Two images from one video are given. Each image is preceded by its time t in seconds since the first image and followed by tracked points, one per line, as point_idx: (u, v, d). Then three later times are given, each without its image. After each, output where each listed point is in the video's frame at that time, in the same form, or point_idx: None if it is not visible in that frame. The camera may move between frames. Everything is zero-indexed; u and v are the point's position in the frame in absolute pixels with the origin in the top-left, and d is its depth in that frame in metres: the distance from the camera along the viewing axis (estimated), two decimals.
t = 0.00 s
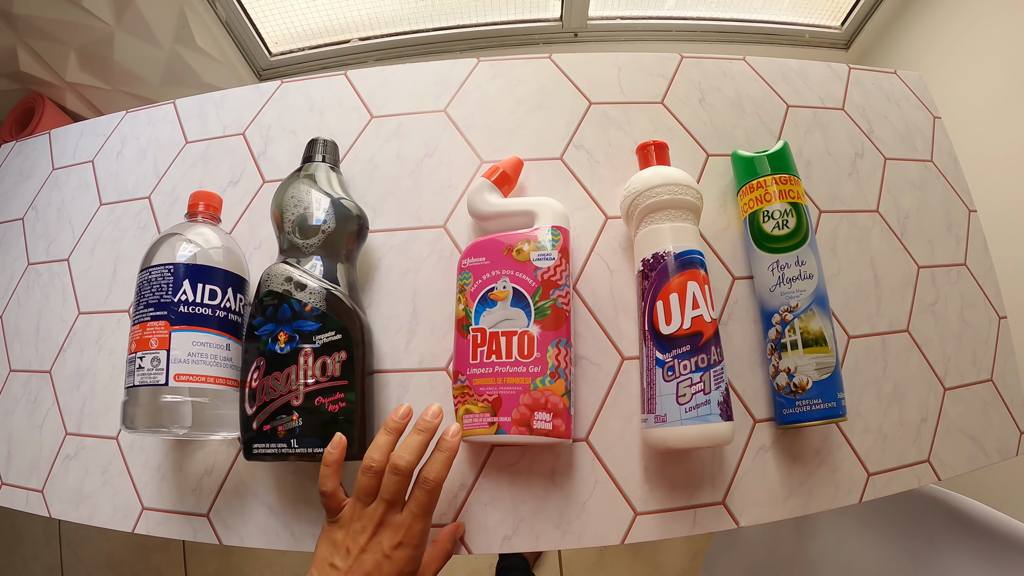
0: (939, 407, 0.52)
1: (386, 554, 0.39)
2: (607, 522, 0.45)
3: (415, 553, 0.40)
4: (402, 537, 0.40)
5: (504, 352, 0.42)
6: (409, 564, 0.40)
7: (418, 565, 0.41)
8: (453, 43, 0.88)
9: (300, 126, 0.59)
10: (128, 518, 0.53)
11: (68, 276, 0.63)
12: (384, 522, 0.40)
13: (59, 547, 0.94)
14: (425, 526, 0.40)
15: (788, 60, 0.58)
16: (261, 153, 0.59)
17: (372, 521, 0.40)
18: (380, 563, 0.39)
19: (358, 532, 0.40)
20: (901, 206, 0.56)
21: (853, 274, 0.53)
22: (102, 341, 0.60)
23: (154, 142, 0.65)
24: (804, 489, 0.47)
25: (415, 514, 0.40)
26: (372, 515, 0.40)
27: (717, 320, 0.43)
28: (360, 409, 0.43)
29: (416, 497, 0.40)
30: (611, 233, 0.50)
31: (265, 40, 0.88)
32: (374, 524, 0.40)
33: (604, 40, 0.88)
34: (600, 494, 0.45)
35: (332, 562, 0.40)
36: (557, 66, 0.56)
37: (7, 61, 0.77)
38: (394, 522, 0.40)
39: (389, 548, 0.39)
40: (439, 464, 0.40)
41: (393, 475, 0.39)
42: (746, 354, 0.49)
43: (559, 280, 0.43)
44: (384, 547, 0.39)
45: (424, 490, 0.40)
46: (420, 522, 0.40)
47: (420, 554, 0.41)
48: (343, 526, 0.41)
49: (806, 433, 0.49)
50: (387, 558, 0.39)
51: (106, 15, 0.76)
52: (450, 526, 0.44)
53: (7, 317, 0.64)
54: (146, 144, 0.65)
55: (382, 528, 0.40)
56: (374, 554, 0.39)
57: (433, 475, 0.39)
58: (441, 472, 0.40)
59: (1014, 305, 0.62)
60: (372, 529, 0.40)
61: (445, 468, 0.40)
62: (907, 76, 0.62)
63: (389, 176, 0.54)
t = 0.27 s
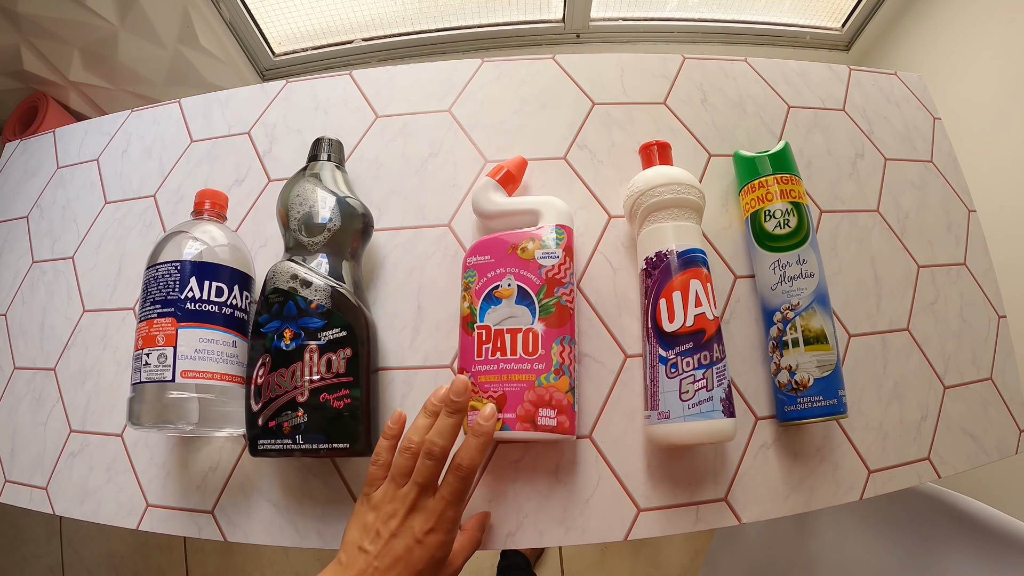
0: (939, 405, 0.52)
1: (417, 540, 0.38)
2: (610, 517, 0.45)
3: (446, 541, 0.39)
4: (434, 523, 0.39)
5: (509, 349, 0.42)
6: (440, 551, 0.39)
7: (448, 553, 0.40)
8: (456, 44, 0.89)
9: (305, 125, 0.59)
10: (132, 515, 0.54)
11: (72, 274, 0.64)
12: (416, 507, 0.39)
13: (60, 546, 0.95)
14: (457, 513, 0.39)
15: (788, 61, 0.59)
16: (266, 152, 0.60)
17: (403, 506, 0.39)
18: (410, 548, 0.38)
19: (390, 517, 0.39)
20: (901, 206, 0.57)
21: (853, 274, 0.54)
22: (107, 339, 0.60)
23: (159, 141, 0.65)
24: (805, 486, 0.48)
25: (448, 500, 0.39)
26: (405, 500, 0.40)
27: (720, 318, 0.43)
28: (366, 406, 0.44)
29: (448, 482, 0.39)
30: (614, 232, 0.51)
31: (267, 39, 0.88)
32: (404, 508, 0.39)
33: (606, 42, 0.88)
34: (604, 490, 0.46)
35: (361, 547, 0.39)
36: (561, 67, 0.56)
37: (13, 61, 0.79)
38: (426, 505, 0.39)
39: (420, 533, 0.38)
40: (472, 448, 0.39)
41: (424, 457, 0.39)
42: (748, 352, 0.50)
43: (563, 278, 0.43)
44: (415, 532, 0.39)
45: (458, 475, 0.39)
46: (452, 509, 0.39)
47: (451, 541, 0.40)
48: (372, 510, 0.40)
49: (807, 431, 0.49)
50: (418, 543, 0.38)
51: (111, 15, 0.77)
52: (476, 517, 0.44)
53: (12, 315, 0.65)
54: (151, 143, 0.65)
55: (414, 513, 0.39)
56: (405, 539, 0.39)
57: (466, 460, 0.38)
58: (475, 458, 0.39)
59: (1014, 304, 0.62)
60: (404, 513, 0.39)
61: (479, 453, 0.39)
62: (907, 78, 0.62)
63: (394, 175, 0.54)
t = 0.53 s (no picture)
0: (940, 406, 0.52)
1: (439, 520, 0.38)
2: (613, 518, 0.45)
3: (466, 520, 0.39)
4: (456, 503, 0.39)
5: (512, 351, 0.42)
6: (460, 530, 0.39)
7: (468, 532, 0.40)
8: (459, 45, 0.89)
9: (309, 127, 0.59)
10: (134, 516, 0.54)
11: (75, 275, 0.64)
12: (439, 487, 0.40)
13: (60, 546, 0.95)
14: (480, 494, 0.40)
15: (791, 63, 0.59)
16: (269, 153, 0.60)
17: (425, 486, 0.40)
18: (432, 528, 0.38)
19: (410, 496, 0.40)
20: (903, 208, 0.57)
21: (855, 276, 0.54)
22: (109, 339, 0.60)
23: (162, 142, 0.65)
24: (807, 487, 0.48)
25: (474, 482, 0.39)
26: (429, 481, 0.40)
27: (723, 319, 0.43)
28: (369, 407, 0.44)
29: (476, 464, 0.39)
30: (617, 233, 0.51)
31: (270, 40, 0.89)
32: (425, 486, 0.39)
33: (608, 43, 0.89)
34: (606, 491, 0.46)
35: (381, 527, 0.39)
36: (564, 69, 0.57)
37: (14, 61, 0.79)
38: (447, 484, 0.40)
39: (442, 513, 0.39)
40: (506, 437, 0.39)
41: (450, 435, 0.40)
42: (750, 354, 0.50)
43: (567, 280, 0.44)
44: (436, 512, 0.39)
45: (488, 460, 0.39)
46: (475, 490, 0.39)
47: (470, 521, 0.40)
48: (390, 491, 0.41)
49: (809, 432, 0.49)
50: (438, 523, 0.38)
51: (113, 16, 0.76)
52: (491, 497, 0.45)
53: (14, 316, 0.65)
54: (154, 144, 0.65)
55: (436, 493, 0.39)
56: (426, 519, 0.39)
57: (499, 445, 0.39)
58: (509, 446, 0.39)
59: (1014, 306, 0.62)
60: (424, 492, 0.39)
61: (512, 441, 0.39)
62: (909, 80, 0.62)
63: (397, 176, 0.54)
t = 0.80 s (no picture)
0: (942, 410, 0.52)
1: (451, 535, 0.38)
2: (615, 522, 0.45)
3: (481, 535, 0.39)
4: (469, 517, 0.39)
5: (514, 354, 0.42)
6: (474, 545, 0.39)
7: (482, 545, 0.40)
8: (460, 46, 0.89)
9: (309, 128, 0.59)
10: (133, 518, 0.53)
11: (74, 275, 0.64)
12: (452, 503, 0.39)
13: (60, 546, 0.94)
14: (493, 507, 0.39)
15: (793, 65, 0.59)
16: (269, 154, 0.59)
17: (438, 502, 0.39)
18: (445, 543, 0.38)
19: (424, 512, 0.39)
20: (905, 211, 0.57)
21: (857, 279, 0.54)
22: (109, 341, 0.60)
23: (162, 143, 0.65)
24: (809, 491, 0.48)
25: (487, 496, 0.39)
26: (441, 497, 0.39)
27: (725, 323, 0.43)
28: (370, 410, 0.44)
29: (488, 478, 0.39)
30: (619, 236, 0.51)
31: (271, 41, 0.89)
32: (438, 503, 0.39)
33: (610, 44, 0.88)
34: (608, 495, 0.46)
35: (395, 542, 0.39)
36: (565, 70, 0.56)
37: (15, 61, 0.79)
38: (460, 500, 0.39)
39: (455, 528, 0.38)
40: (520, 449, 0.38)
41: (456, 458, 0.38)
42: (752, 357, 0.50)
43: (569, 283, 0.43)
44: (449, 526, 0.38)
45: (502, 473, 0.38)
46: (489, 505, 0.39)
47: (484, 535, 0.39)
48: (403, 505, 0.40)
49: (811, 436, 0.49)
50: (452, 538, 0.38)
51: (113, 16, 0.76)
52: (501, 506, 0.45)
53: (13, 317, 0.64)
54: (154, 145, 0.65)
55: (449, 508, 0.39)
56: (439, 533, 0.38)
57: (512, 458, 0.38)
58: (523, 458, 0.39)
59: (1017, 309, 0.62)
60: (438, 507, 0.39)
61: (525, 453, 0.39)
62: (911, 82, 0.62)
63: (398, 178, 0.54)
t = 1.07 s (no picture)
0: (943, 413, 0.52)
1: (451, 540, 0.38)
2: (615, 525, 0.45)
3: (480, 542, 0.39)
4: (469, 522, 0.38)
5: (515, 357, 0.42)
6: (473, 552, 0.38)
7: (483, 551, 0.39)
8: (460, 48, 0.89)
9: (310, 130, 0.59)
10: (134, 520, 0.54)
11: (75, 277, 0.64)
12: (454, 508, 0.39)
13: (59, 547, 0.94)
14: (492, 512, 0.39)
15: (795, 68, 0.59)
16: (270, 157, 0.59)
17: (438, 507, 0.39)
18: (445, 548, 0.38)
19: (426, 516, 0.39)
20: (906, 214, 0.57)
21: (858, 282, 0.54)
22: (110, 342, 0.60)
23: (163, 144, 0.65)
24: (809, 494, 0.48)
25: (486, 500, 0.39)
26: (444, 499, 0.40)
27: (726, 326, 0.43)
28: (371, 413, 0.44)
29: (488, 482, 0.39)
30: (620, 239, 0.51)
31: (272, 42, 0.89)
32: (438, 508, 0.39)
33: (611, 46, 0.88)
34: (609, 497, 0.46)
35: (395, 543, 0.39)
36: (566, 73, 0.56)
37: (16, 62, 0.79)
38: (460, 506, 0.39)
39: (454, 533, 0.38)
40: (518, 451, 0.38)
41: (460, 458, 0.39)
42: (752, 360, 0.50)
43: (569, 286, 0.43)
44: (448, 531, 0.38)
45: (500, 476, 0.38)
46: (488, 509, 0.39)
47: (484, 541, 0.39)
48: (401, 508, 0.41)
49: (811, 439, 0.49)
50: (451, 543, 0.38)
51: (114, 17, 0.76)
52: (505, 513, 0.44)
53: (14, 318, 0.64)
54: (155, 146, 0.65)
55: (449, 512, 0.39)
56: (439, 539, 0.38)
57: (511, 461, 0.38)
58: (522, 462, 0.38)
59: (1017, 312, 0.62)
60: (438, 511, 0.39)
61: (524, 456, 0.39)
62: (913, 85, 0.62)
63: (399, 180, 0.54)
